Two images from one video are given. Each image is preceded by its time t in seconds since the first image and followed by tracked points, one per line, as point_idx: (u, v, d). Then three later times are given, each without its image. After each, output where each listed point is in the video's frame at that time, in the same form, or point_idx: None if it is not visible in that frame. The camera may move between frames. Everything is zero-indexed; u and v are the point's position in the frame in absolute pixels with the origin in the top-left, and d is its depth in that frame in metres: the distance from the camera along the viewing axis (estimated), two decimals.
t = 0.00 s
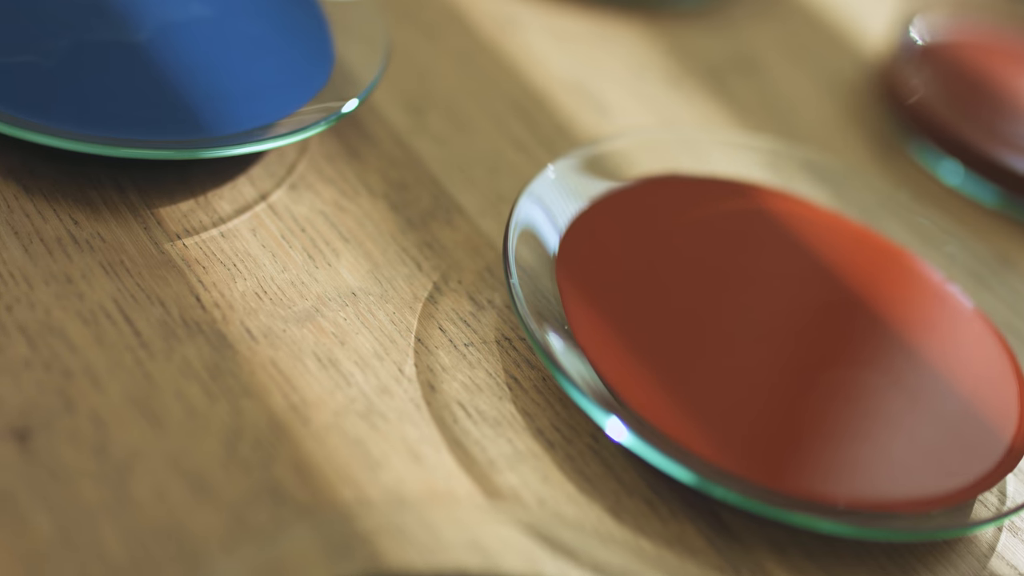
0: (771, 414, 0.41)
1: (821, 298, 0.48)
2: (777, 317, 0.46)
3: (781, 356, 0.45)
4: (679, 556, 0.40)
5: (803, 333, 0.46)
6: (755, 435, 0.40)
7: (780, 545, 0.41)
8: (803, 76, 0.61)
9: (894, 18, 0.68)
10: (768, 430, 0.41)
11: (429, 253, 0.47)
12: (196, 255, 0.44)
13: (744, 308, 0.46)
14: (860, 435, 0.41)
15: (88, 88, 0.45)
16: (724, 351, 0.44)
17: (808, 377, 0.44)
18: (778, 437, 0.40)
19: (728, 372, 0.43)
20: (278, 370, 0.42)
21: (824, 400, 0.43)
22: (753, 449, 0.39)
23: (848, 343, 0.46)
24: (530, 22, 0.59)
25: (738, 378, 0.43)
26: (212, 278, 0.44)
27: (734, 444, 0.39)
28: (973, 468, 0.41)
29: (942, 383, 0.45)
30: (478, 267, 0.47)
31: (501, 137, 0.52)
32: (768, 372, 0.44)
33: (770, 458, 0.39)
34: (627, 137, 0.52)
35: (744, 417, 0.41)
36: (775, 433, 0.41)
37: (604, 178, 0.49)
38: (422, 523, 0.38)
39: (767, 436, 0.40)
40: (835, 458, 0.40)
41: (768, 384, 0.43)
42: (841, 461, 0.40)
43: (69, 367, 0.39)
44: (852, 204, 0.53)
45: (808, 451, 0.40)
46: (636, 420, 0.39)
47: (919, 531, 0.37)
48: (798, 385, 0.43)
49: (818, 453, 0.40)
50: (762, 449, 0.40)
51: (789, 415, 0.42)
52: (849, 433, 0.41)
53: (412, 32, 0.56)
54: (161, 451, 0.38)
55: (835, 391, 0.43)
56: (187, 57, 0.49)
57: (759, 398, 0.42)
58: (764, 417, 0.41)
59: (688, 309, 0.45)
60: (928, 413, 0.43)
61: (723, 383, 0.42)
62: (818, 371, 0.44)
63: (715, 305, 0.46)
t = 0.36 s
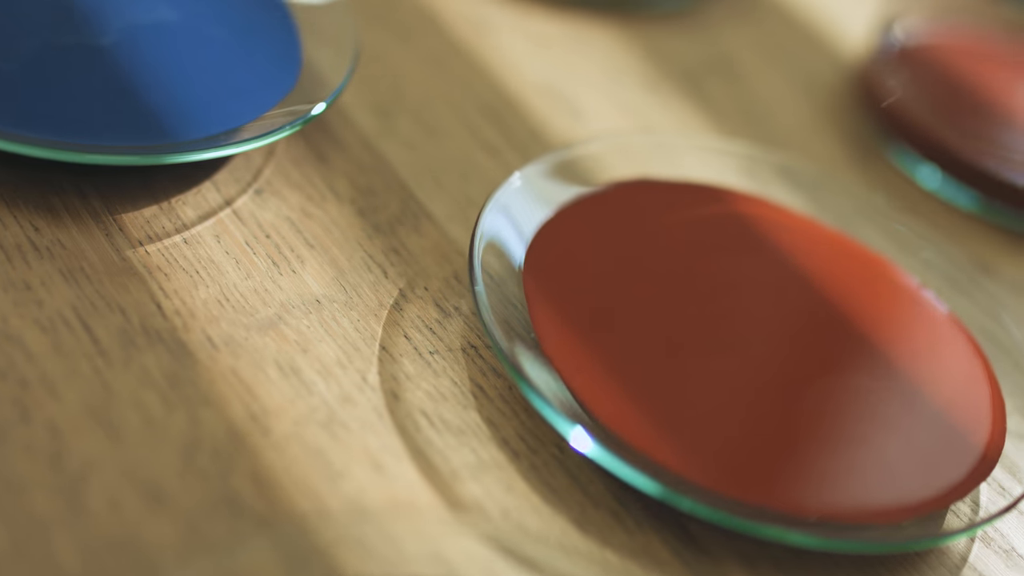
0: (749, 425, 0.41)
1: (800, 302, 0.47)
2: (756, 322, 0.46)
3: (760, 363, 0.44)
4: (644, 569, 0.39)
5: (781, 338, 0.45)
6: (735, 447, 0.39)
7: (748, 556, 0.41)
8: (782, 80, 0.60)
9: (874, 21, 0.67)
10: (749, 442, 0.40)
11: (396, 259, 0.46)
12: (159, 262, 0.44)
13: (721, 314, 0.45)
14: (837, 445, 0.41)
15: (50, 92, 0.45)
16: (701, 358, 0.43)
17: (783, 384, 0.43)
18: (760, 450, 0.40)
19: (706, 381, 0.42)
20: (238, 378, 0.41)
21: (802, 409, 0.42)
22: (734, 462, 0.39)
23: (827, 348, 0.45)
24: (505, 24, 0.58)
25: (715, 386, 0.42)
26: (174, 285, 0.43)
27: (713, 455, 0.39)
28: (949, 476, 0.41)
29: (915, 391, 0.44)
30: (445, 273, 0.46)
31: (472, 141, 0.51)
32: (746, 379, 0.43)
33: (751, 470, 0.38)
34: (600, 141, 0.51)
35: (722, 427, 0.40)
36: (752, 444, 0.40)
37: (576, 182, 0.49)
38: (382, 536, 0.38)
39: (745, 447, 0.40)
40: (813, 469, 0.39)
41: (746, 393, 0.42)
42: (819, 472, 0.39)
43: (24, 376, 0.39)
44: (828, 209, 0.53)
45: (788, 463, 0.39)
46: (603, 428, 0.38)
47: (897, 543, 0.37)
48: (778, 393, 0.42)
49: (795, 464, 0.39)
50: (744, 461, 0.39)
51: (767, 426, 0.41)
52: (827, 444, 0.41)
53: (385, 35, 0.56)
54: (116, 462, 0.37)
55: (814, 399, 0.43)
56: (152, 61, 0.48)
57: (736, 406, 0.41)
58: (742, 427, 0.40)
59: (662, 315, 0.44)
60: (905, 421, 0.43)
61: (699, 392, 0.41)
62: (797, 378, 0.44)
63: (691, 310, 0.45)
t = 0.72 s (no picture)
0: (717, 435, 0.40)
1: (772, 310, 0.47)
2: (727, 331, 0.45)
3: (733, 373, 0.43)
4: None
5: (754, 348, 0.45)
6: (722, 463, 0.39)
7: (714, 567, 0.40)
8: (758, 84, 0.60)
9: (852, 24, 0.67)
10: (735, 459, 0.39)
11: (361, 266, 0.45)
12: (120, 269, 0.43)
13: (694, 322, 0.45)
14: (811, 456, 0.40)
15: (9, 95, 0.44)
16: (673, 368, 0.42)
17: (753, 393, 0.43)
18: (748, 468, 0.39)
19: (678, 391, 0.41)
20: (198, 387, 0.40)
21: (777, 420, 0.42)
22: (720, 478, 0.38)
23: (801, 357, 0.45)
24: (478, 26, 0.57)
25: (688, 396, 0.41)
26: (133, 293, 0.42)
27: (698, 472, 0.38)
28: (921, 484, 0.41)
29: (886, 400, 0.44)
30: (412, 280, 0.46)
31: (442, 145, 0.51)
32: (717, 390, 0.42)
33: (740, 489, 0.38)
34: (571, 146, 0.50)
35: (688, 437, 0.40)
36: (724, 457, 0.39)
37: (545, 187, 0.48)
38: (341, 549, 0.37)
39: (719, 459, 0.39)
40: (784, 481, 0.39)
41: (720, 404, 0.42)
42: (790, 484, 0.39)
43: None
44: (803, 215, 0.52)
45: (774, 481, 0.39)
46: (567, 437, 0.37)
47: (872, 554, 0.36)
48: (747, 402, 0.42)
49: (766, 477, 0.39)
50: (734, 482, 0.38)
51: (743, 438, 0.40)
52: (807, 456, 0.40)
53: (356, 37, 0.55)
54: (70, 473, 0.36)
55: (788, 410, 0.42)
56: (116, 64, 0.48)
57: (709, 418, 0.41)
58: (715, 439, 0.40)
59: (632, 323, 0.44)
60: (878, 429, 0.42)
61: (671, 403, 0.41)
62: (770, 388, 0.43)
63: (663, 319, 0.44)
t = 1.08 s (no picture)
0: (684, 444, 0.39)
1: (745, 317, 0.46)
2: (697, 337, 0.44)
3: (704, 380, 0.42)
4: None
5: (726, 354, 0.44)
6: (714, 467, 0.39)
7: None
8: (735, 88, 0.59)
9: (830, 28, 0.66)
10: (727, 463, 0.39)
11: (326, 273, 0.45)
12: (79, 276, 0.42)
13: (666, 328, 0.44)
14: (780, 466, 0.40)
15: None
16: (642, 374, 0.42)
17: (723, 401, 0.42)
18: (738, 472, 0.39)
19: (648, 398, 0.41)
20: (157, 396, 0.39)
21: (751, 426, 0.41)
22: (709, 482, 0.38)
23: (773, 365, 0.44)
24: (451, 30, 0.57)
25: (657, 404, 0.41)
26: (93, 300, 0.42)
27: (687, 477, 0.38)
28: (890, 493, 0.40)
29: (858, 407, 0.43)
30: (377, 287, 0.45)
31: (411, 150, 0.50)
32: (685, 398, 0.41)
33: (730, 493, 0.38)
34: (545, 148, 0.50)
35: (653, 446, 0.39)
36: (692, 466, 0.39)
37: (513, 192, 0.48)
38: (298, 561, 0.36)
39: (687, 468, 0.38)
40: (752, 493, 0.38)
41: (690, 412, 0.41)
42: (756, 496, 0.38)
43: None
44: (775, 222, 0.52)
45: (764, 486, 0.39)
46: (529, 446, 0.37)
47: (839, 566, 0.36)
48: (716, 410, 0.41)
49: (732, 488, 0.38)
50: (726, 485, 0.38)
51: (715, 446, 0.40)
52: (794, 461, 0.40)
53: (327, 40, 0.54)
54: (21, 484, 0.35)
55: (758, 419, 0.42)
56: (79, 67, 0.47)
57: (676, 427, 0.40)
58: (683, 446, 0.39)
59: (601, 329, 0.43)
60: (850, 437, 0.42)
61: (639, 410, 0.40)
62: (742, 395, 0.42)
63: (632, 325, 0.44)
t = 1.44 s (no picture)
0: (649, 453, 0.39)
1: (716, 322, 0.45)
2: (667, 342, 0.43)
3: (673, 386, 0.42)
4: None
5: (696, 360, 0.43)
6: (702, 473, 0.39)
7: None
8: (709, 93, 0.59)
9: (807, 31, 0.66)
10: (712, 471, 0.39)
11: (289, 280, 0.44)
12: (36, 284, 0.42)
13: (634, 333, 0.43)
14: (747, 477, 0.39)
15: None
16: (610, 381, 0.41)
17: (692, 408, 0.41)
18: (734, 478, 0.39)
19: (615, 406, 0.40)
20: (112, 407, 0.39)
21: (720, 434, 0.40)
22: (706, 489, 0.38)
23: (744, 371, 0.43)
24: (423, 33, 0.56)
25: (624, 412, 0.40)
26: (49, 309, 0.41)
27: (685, 486, 0.38)
28: (858, 504, 0.39)
29: (829, 416, 0.42)
30: (341, 295, 0.45)
31: (379, 155, 0.49)
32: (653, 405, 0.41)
33: (715, 500, 0.38)
34: (514, 158, 0.49)
35: (617, 456, 0.38)
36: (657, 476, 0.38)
37: (482, 199, 0.47)
38: None
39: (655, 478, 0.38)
40: (716, 504, 0.38)
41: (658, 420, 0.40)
42: (721, 508, 0.37)
43: None
44: (749, 228, 0.51)
45: (741, 494, 0.38)
46: (489, 457, 0.36)
47: None
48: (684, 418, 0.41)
49: (697, 499, 0.38)
50: (725, 489, 0.38)
51: (681, 455, 0.39)
52: (773, 469, 0.40)
53: (296, 44, 0.54)
54: None
55: (727, 427, 0.41)
56: (40, 70, 0.46)
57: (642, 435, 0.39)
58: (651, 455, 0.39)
59: (568, 336, 0.42)
60: (821, 446, 0.41)
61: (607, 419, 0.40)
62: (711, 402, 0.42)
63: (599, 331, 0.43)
